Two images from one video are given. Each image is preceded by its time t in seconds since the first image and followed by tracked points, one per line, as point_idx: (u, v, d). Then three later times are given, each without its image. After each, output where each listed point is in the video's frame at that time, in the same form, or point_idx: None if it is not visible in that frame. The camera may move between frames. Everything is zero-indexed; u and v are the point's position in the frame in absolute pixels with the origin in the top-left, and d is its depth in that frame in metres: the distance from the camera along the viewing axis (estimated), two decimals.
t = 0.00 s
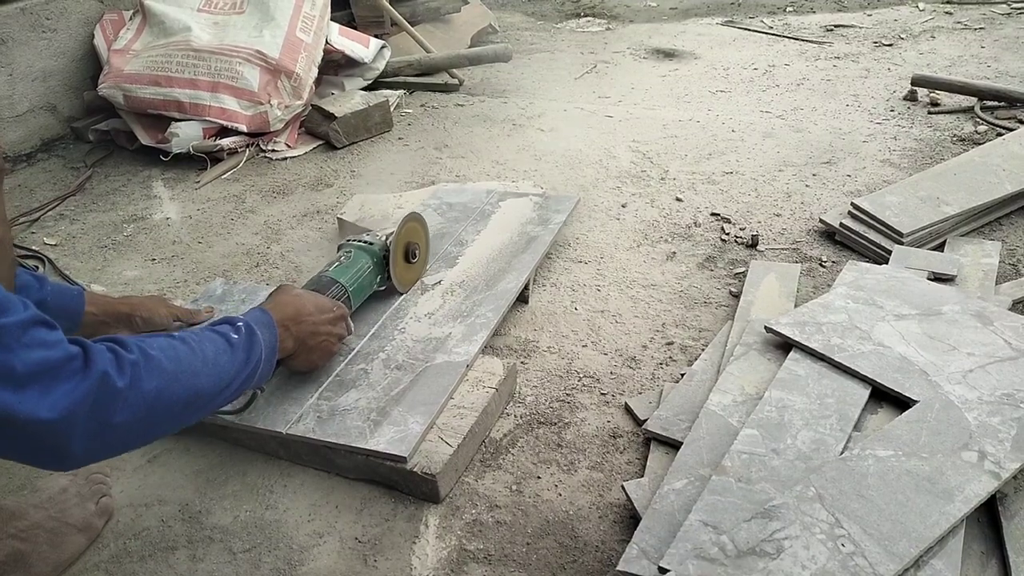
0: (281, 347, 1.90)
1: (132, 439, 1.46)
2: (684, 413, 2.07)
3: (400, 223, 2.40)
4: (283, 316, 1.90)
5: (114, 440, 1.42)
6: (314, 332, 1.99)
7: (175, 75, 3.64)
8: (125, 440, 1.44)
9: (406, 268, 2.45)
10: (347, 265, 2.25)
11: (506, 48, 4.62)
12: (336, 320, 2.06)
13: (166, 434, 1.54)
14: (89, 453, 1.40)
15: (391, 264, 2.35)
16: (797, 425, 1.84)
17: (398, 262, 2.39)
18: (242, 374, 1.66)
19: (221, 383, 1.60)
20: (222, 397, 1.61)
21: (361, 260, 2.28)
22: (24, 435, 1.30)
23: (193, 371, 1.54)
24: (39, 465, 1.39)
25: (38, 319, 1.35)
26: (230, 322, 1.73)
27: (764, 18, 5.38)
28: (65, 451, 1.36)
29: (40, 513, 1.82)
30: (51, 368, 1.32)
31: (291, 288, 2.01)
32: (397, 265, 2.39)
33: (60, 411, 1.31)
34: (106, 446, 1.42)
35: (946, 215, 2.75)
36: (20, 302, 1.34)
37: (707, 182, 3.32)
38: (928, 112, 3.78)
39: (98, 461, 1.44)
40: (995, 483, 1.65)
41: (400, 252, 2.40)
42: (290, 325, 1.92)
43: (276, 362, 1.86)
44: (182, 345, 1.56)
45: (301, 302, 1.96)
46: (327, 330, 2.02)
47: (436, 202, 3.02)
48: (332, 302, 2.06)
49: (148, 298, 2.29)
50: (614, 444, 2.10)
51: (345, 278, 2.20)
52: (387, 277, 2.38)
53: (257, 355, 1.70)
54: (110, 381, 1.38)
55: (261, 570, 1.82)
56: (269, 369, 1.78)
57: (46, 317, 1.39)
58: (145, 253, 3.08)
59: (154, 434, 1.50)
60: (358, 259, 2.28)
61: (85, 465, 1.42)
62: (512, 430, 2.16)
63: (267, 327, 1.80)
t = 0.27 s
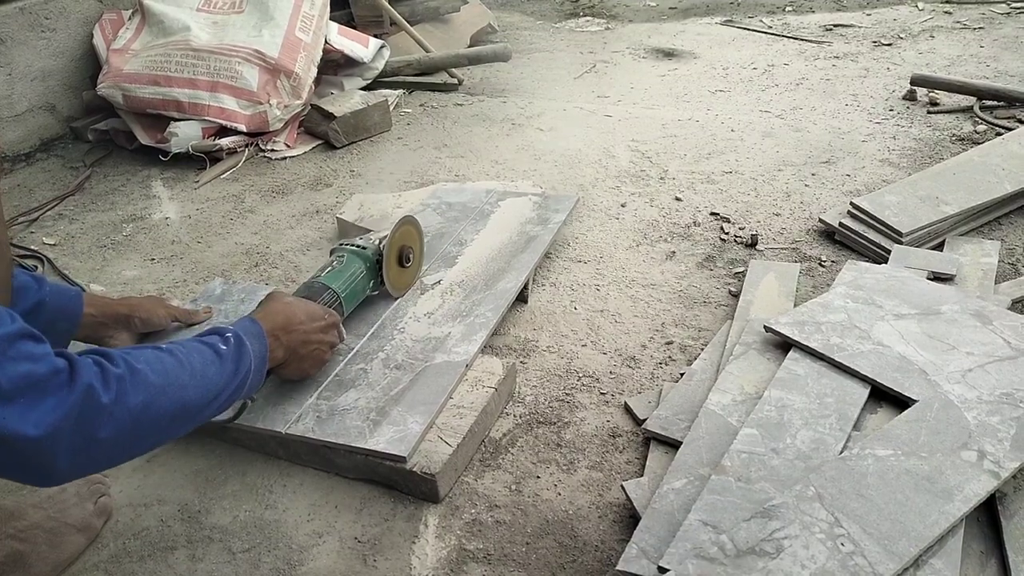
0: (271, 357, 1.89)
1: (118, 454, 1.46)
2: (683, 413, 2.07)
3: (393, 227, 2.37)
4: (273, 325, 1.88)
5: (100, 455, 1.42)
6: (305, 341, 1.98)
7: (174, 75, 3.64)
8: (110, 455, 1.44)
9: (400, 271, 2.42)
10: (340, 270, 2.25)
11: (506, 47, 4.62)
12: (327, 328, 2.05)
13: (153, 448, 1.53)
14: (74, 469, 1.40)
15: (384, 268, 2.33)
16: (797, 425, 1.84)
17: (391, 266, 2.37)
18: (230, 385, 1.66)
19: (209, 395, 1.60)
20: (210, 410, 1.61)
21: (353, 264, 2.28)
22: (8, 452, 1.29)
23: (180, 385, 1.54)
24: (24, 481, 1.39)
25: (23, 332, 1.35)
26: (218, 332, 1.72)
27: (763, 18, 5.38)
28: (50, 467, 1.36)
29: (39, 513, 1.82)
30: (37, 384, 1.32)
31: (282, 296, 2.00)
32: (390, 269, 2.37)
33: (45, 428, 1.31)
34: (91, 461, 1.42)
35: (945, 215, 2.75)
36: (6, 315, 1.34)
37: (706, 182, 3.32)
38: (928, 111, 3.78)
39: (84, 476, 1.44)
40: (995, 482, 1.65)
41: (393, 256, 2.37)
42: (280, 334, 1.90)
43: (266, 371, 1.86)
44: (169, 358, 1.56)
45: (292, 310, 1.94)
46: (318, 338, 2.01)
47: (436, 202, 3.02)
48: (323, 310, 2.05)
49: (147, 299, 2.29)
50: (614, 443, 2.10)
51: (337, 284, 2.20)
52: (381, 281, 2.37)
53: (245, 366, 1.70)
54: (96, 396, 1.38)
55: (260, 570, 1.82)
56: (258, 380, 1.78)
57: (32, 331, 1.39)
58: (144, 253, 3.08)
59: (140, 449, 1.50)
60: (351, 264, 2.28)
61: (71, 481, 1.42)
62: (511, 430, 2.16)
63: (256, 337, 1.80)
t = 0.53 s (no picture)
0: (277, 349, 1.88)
1: (126, 440, 1.46)
2: (683, 412, 2.07)
3: (397, 224, 2.38)
4: (280, 317, 1.87)
5: (108, 441, 1.42)
6: (310, 335, 1.97)
7: (174, 75, 3.64)
8: (119, 441, 1.44)
9: (403, 269, 2.43)
10: (344, 267, 2.25)
11: (506, 46, 4.61)
12: (332, 322, 2.04)
13: (161, 435, 1.54)
14: (83, 454, 1.40)
15: (388, 266, 2.34)
16: (797, 424, 1.84)
17: (394, 263, 2.37)
18: (238, 375, 1.65)
19: (217, 383, 1.60)
20: (218, 398, 1.61)
21: (358, 262, 2.28)
22: (16, 436, 1.30)
23: (188, 372, 1.54)
24: (33, 466, 1.40)
25: (29, 319, 1.35)
26: (226, 321, 1.72)
27: (763, 17, 5.38)
28: (58, 452, 1.36)
29: (39, 513, 1.81)
30: (44, 368, 1.32)
31: (288, 289, 1.99)
32: (394, 267, 2.37)
33: (53, 412, 1.31)
34: (100, 447, 1.42)
35: (946, 214, 2.75)
36: (11, 303, 1.34)
37: (706, 181, 3.32)
38: (928, 111, 3.78)
39: (92, 462, 1.44)
40: (995, 482, 1.65)
41: (397, 254, 2.38)
42: (286, 326, 1.89)
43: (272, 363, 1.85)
44: (177, 345, 1.55)
45: (298, 304, 1.94)
46: (322, 332, 2.01)
47: (436, 201, 3.02)
48: (329, 305, 2.04)
49: (146, 299, 2.28)
50: (614, 443, 2.10)
51: (341, 280, 2.20)
52: (384, 280, 2.38)
53: (253, 355, 1.70)
54: (104, 382, 1.38)
55: (260, 569, 1.82)
56: (265, 371, 1.77)
57: (39, 318, 1.39)
58: (143, 252, 3.08)
59: (148, 435, 1.50)
60: (356, 262, 2.28)
61: (79, 466, 1.42)
62: (511, 430, 2.16)
63: (264, 328, 1.79)
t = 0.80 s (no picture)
0: (283, 344, 1.89)
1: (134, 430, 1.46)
2: (683, 413, 2.07)
3: (401, 228, 2.43)
4: (285, 312, 1.88)
5: (116, 431, 1.43)
6: (316, 330, 1.97)
7: (174, 76, 3.64)
8: (127, 431, 1.45)
9: (407, 273, 2.47)
10: (350, 267, 2.27)
11: (505, 47, 4.62)
12: (338, 318, 2.04)
13: (169, 426, 1.54)
14: (91, 444, 1.41)
15: (392, 268, 2.37)
16: (797, 425, 1.84)
17: (399, 266, 2.41)
18: (244, 367, 1.66)
19: (224, 375, 1.61)
20: (224, 390, 1.62)
21: (363, 263, 2.30)
22: (26, 426, 1.30)
23: (196, 363, 1.54)
24: (41, 457, 1.39)
25: (36, 311, 1.35)
26: (232, 315, 1.73)
27: (762, 18, 5.38)
28: (68, 442, 1.36)
29: (39, 514, 1.81)
30: (53, 359, 1.32)
31: (293, 286, 2.00)
32: (398, 270, 2.41)
33: (62, 401, 1.31)
34: (109, 437, 1.42)
35: (945, 215, 2.75)
36: (18, 295, 1.34)
37: (706, 182, 3.32)
38: (927, 111, 3.78)
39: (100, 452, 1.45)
40: (995, 482, 1.65)
41: (402, 257, 2.42)
42: (292, 321, 1.90)
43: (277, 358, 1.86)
44: (184, 337, 1.56)
45: (303, 300, 1.94)
46: (328, 328, 2.01)
47: (435, 202, 3.02)
48: (334, 301, 2.04)
49: (146, 300, 2.26)
50: (614, 444, 2.10)
51: (347, 279, 2.21)
52: (388, 281, 2.41)
53: (259, 348, 1.71)
54: (113, 372, 1.39)
55: (260, 571, 1.82)
56: (271, 364, 1.78)
57: (45, 309, 1.38)
58: (143, 254, 3.08)
59: (156, 425, 1.50)
60: (361, 262, 2.30)
61: (87, 456, 1.42)
62: (511, 431, 2.16)
63: (269, 322, 1.80)
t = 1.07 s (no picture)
0: (272, 356, 1.87)
1: (119, 450, 1.46)
2: (683, 413, 2.07)
3: (394, 229, 2.37)
4: (274, 323, 1.87)
5: (100, 452, 1.42)
6: (306, 340, 1.96)
7: (173, 77, 3.64)
8: (111, 451, 1.44)
9: (402, 273, 2.43)
10: (341, 272, 2.23)
11: (505, 48, 4.62)
12: (328, 327, 2.03)
13: (155, 445, 1.53)
14: (75, 465, 1.40)
15: (385, 271, 2.33)
16: (796, 425, 1.84)
17: (392, 268, 2.37)
18: (232, 383, 1.65)
19: (211, 392, 1.60)
20: (212, 407, 1.61)
21: (355, 267, 2.27)
22: (8, 447, 1.29)
23: (181, 381, 1.53)
24: (26, 478, 1.39)
25: (22, 328, 1.35)
26: (219, 330, 1.72)
27: (761, 18, 5.38)
28: (51, 463, 1.36)
29: (38, 515, 1.81)
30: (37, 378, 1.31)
31: (282, 295, 1.98)
32: (391, 272, 2.37)
33: (45, 422, 1.31)
34: (93, 457, 1.42)
35: (944, 215, 2.76)
36: (5, 312, 1.34)
37: (705, 182, 3.32)
38: (927, 112, 3.79)
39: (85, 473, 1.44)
40: (994, 483, 1.65)
41: (394, 259, 2.38)
42: (281, 332, 1.89)
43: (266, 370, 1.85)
44: (170, 354, 1.55)
45: (292, 309, 1.93)
46: (318, 337, 1.99)
47: (435, 203, 3.02)
48: (324, 310, 2.03)
49: (144, 301, 2.27)
50: (613, 444, 2.10)
51: (338, 285, 2.18)
52: (381, 284, 2.37)
53: (246, 364, 1.70)
54: (96, 392, 1.38)
55: (259, 571, 1.82)
56: (259, 377, 1.77)
57: (31, 326, 1.38)
58: (142, 254, 3.08)
59: (142, 445, 1.50)
60: (352, 266, 2.26)
61: (71, 477, 1.42)
62: (511, 431, 2.16)
63: (257, 335, 1.79)
